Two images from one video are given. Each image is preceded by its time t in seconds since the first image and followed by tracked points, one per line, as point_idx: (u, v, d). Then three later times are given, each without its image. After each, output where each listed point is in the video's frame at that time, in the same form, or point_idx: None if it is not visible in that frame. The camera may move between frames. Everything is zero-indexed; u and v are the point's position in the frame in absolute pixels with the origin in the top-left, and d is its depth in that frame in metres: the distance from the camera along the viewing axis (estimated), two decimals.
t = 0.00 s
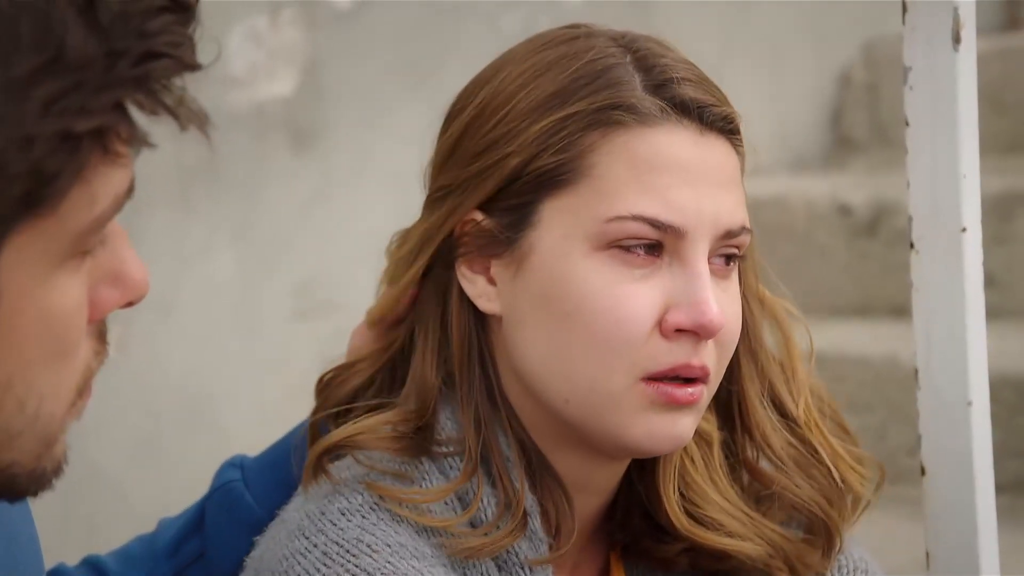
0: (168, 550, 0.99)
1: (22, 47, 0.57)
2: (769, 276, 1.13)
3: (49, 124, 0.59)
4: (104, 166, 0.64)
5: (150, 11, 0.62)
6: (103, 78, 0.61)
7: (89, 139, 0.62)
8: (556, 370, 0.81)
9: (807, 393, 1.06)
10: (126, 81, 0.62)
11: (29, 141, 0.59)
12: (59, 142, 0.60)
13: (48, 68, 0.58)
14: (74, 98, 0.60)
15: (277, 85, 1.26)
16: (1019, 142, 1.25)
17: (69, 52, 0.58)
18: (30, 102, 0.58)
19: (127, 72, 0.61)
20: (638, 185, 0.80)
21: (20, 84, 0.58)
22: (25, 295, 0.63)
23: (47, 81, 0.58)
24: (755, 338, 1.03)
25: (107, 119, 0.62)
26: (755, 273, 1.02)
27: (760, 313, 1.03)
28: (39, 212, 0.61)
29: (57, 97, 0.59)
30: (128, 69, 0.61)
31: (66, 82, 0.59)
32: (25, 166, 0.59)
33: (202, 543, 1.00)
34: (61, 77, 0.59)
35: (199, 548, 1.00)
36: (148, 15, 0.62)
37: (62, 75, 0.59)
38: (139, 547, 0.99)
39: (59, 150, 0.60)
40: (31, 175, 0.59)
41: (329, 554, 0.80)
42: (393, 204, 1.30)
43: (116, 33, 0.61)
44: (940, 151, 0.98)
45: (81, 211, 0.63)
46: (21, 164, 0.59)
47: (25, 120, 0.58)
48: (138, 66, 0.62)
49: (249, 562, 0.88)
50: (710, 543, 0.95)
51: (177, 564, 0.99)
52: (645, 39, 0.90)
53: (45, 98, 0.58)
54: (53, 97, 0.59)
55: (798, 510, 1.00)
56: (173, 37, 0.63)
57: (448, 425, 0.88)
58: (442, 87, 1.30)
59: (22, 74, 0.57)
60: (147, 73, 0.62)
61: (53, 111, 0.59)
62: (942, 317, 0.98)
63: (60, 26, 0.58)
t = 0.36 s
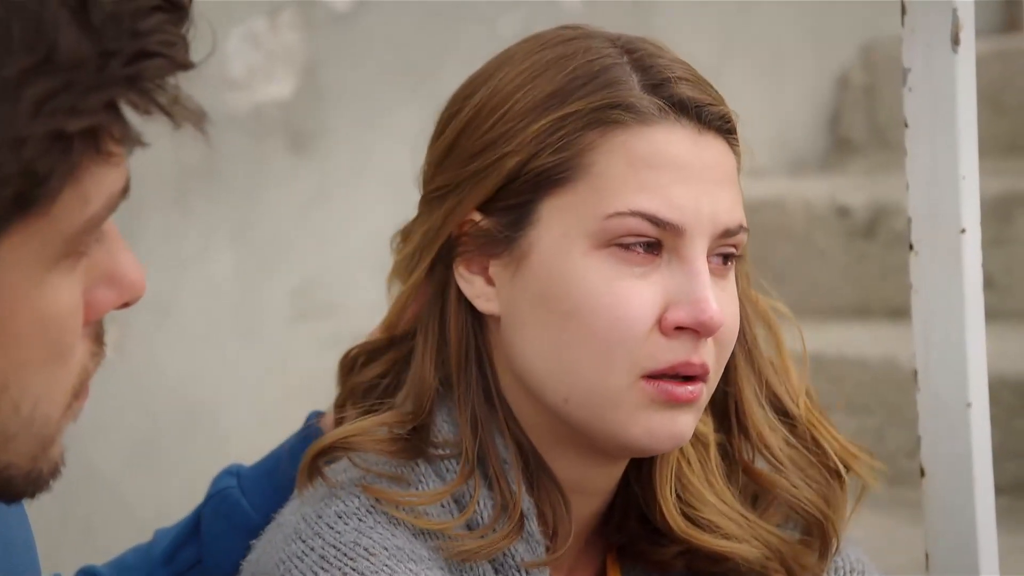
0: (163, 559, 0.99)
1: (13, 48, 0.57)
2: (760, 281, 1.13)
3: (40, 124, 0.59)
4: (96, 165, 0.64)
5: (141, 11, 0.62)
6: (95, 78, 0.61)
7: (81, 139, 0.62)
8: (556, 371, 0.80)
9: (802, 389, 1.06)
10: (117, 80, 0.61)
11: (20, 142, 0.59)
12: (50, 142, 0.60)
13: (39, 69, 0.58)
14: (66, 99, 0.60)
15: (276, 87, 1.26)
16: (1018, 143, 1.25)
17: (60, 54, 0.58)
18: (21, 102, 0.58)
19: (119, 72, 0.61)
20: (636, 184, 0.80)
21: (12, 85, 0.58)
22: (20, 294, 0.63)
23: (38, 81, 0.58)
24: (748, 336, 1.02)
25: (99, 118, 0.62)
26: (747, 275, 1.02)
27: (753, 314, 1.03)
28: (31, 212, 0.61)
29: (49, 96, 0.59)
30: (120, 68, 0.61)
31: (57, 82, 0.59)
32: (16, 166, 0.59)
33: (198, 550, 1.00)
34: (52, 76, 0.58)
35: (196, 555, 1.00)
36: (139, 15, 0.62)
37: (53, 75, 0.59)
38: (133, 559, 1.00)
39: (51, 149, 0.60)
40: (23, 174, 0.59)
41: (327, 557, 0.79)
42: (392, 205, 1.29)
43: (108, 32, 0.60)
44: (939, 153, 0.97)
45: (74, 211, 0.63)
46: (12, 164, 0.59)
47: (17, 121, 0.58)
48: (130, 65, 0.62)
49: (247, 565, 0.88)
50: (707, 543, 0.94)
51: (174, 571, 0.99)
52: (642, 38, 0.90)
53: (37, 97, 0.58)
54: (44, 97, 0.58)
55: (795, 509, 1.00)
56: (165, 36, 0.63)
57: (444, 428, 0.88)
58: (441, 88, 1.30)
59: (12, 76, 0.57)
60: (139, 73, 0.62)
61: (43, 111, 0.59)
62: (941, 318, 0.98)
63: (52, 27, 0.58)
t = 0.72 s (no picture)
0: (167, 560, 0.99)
1: (12, 47, 0.57)
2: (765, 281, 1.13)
3: (38, 121, 0.59)
4: (95, 162, 0.64)
5: (140, 9, 0.62)
6: (94, 75, 0.61)
7: (80, 136, 0.62)
8: (562, 371, 0.80)
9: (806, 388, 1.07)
10: (116, 77, 0.61)
11: (19, 139, 0.58)
12: (50, 138, 0.60)
13: (38, 66, 0.58)
14: (63, 96, 0.59)
15: (279, 88, 1.25)
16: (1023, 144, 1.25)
17: (58, 50, 0.58)
18: (20, 99, 0.58)
19: (117, 69, 0.61)
20: (644, 184, 0.80)
21: (10, 82, 0.57)
22: (21, 293, 0.63)
23: (36, 78, 0.58)
24: (755, 338, 1.03)
25: (99, 115, 0.62)
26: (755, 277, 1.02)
27: (760, 316, 1.03)
28: (30, 209, 0.61)
29: (47, 93, 0.58)
30: (118, 65, 0.61)
31: (56, 79, 0.59)
32: (15, 163, 0.59)
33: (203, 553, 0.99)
34: (51, 73, 0.58)
35: (200, 557, 0.99)
36: (138, 12, 0.62)
37: (51, 72, 0.58)
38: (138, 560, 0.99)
39: (51, 146, 0.60)
40: (22, 170, 0.59)
41: (332, 559, 0.79)
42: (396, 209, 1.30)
43: (107, 30, 0.60)
44: (944, 153, 0.97)
45: (74, 209, 0.63)
46: (10, 161, 0.58)
47: (15, 119, 0.58)
48: (128, 62, 0.62)
49: (253, 566, 0.88)
50: (714, 546, 0.94)
51: (178, 571, 0.98)
52: (652, 40, 0.90)
53: (35, 96, 0.58)
54: (43, 95, 0.58)
55: (802, 512, 1.00)
56: (165, 33, 0.63)
57: (452, 427, 0.88)
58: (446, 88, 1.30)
59: (10, 73, 0.57)
60: (138, 70, 0.62)
61: (42, 108, 0.59)
62: (946, 319, 0.97)
63: (49, 25, 0.58)
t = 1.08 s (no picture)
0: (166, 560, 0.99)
1: (14, 46, 0.57)
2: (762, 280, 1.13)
3: (42, 119, 0.59)
4: (98, 160, 0.64)
5: (142, 7, 0.62)
6: (96, 73, 0.61)
7: (82, 134, 0.62)
8: (554, 372, 0.80)
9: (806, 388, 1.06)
10: (118, 76, 0.62)
11: (21, 138, 0.58)
12: (52, 136, 0.60)
13: (40, 64, 0.58)
14: (66, 93, 0.60)
15: (280, 88, 1.26)
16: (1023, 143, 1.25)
17: (60, 49, 0.58)
18: (22, 97, 0.58)
19: (120, 67, 0.61)
20: (636, 184, 0.80)
21: (13, 80, 0.57)
22: (20, 294, 0.63)
23: (38, 77, 0.58)
24: (754, 338, 1.03)
25: (101, 113, 0.62)
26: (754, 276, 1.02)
27: (760, 316, 1.03)
28: (33, 208, 0.61)
29: (50, 91, 0.59)
30: (121, 63, 0.61)
31: (58, 77, 0.59)
32: (17, 162, 0.59)
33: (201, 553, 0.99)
34: (53, 70, 0.58)
35: (199, 556, 0.99)
36: (140, 10, 0.62)
37: (53, 70, 0.58)
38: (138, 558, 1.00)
39: (53, 143, 0.60)
40: (25, 168, 0.59)
41: (330, 560, 0.79)
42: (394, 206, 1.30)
43: (109, 29, 0.61)
44: (943, 152, 0.97)
45: (77, 208, 0.63)
46: (13, 159, 0.59)
47: (16, 117, 0.58)
48: (131, 60, 0.62)
49: (251, 567, 0.88)
50: (711, 545, 0.94)
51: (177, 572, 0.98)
52: (647, 40, 0.90)
53: (39, 93, 0.58)
54: (45, 92, 0.58)
55: (799, 511, 1.00)
56: (167, 32, 0.63)
57: (449, 427, 0.88)
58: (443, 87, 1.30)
59: (12, 72, 0.57)
60: (140, 67, 0.62)
61: (44, 106, 0.59)
62: (947, 319, 0.97)
63: (52, 23, 0.58)
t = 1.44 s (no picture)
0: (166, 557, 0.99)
1: (12, 41, 0.57)
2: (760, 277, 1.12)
3: (40, 114, 0.59)
4: (95, 156, 0.64)
5: (140, 2, 0.62)
6: (93, 68, 0.60)
7: (79, 129, 0.62)
8: (551, 369, 0.80)
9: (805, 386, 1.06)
10: (116, 71, 0.61)
11: (19, 133, 0.58)
12: (50, 132, 0.60)
13: (37, 60, 0.58)
14: (63, 89, 0.59)
15: (281, 84, 1.26)
16: None
17: (58, 44, 0.58)
18: (19, 93, 0.58)
19: (117, 62, 0.61)
20: (633, 182, 0.80)
21: (10, 76, 0.57)
22: (20, 291, 0.63)
23: (35, 73, 0.58)
24: (752, 336, 1.02)
25: (99, 109, 0.61)
26: (752, 273, 1.02)
27: (759, 314, 1.03)
28: (32, 203, 0.61)
29: (46, 87, 0.58)
30: (118, 59, 0.61)
31: (56, 72, 0.59)
32: (15, 157, 0.59)
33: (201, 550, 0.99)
34: (50, 66, 0.58)
35: (199, 553, 0.99)
36: (137, 6, 0.62)
37: (50, 66, 0.58)
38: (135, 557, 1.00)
39: (51, 138, 0.60)
40: (23, 163, 0.59)
41: (329, 557, 0.79)
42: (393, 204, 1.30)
43: (107, 25, 0.60)
44: (945, 148, 0.97)
45: (75, 203, 0.63)
46: (12, 154, 0.59)
47: (14, 112, 0.58)
48: (129, 56, 0.62)
49: (250, 564, 0.88)
50: (710, 542, 0.94)
51: (176, 569, 0.98)
52: (647, 36, 0.90)
53: (35, 90, 0.58)
54: (43, 88, 0.58)
55: (799, 508, 1.00)
56: (164, 28, 0.63)
57: (448, 423, 0.88)
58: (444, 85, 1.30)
59: (10, 67, 0.57)
60: (138, 63, 0.62)
61: (42, 102, 0.59)
62: (948, 315, 0.97)
63: (50, 19, 0.58)
